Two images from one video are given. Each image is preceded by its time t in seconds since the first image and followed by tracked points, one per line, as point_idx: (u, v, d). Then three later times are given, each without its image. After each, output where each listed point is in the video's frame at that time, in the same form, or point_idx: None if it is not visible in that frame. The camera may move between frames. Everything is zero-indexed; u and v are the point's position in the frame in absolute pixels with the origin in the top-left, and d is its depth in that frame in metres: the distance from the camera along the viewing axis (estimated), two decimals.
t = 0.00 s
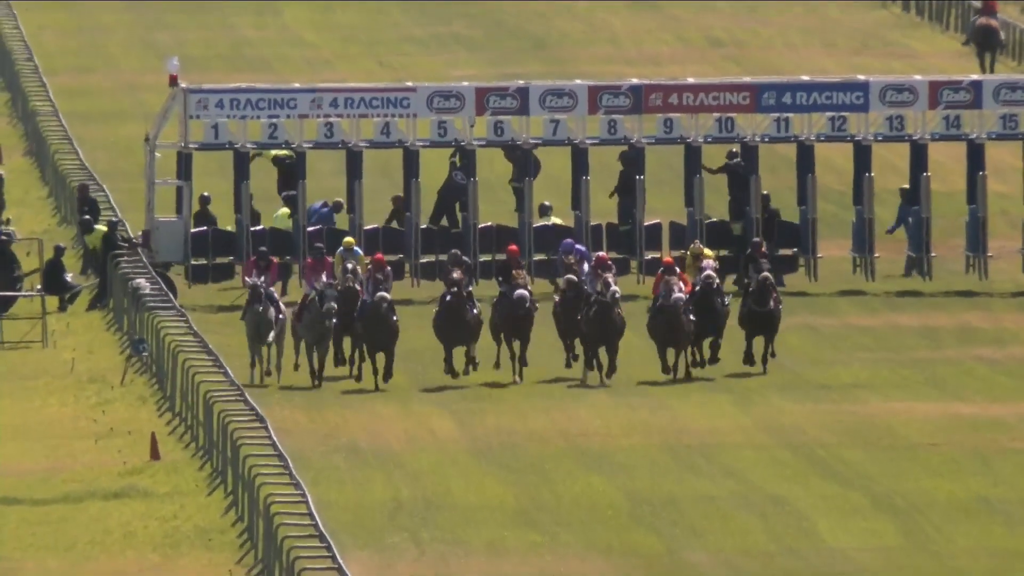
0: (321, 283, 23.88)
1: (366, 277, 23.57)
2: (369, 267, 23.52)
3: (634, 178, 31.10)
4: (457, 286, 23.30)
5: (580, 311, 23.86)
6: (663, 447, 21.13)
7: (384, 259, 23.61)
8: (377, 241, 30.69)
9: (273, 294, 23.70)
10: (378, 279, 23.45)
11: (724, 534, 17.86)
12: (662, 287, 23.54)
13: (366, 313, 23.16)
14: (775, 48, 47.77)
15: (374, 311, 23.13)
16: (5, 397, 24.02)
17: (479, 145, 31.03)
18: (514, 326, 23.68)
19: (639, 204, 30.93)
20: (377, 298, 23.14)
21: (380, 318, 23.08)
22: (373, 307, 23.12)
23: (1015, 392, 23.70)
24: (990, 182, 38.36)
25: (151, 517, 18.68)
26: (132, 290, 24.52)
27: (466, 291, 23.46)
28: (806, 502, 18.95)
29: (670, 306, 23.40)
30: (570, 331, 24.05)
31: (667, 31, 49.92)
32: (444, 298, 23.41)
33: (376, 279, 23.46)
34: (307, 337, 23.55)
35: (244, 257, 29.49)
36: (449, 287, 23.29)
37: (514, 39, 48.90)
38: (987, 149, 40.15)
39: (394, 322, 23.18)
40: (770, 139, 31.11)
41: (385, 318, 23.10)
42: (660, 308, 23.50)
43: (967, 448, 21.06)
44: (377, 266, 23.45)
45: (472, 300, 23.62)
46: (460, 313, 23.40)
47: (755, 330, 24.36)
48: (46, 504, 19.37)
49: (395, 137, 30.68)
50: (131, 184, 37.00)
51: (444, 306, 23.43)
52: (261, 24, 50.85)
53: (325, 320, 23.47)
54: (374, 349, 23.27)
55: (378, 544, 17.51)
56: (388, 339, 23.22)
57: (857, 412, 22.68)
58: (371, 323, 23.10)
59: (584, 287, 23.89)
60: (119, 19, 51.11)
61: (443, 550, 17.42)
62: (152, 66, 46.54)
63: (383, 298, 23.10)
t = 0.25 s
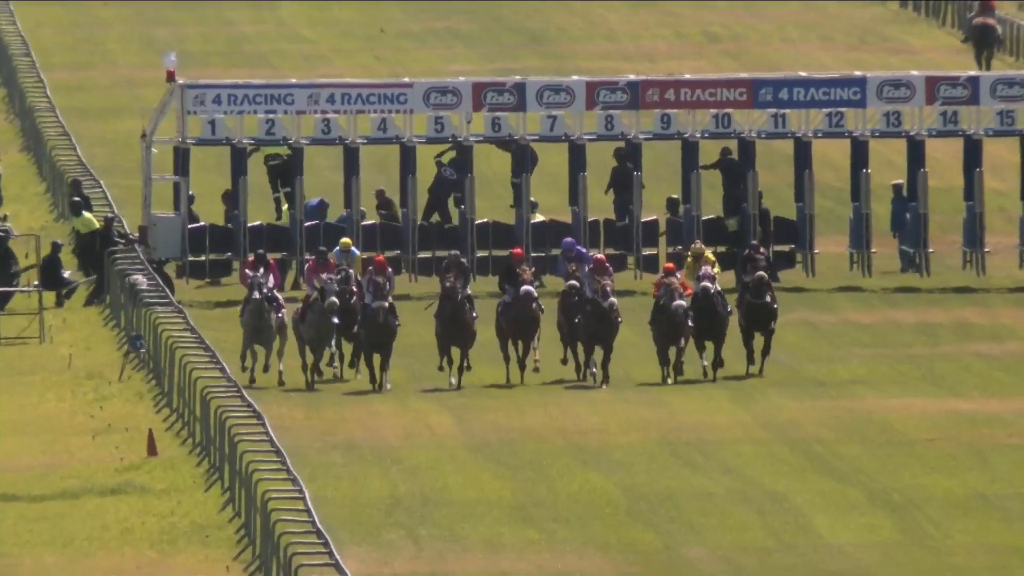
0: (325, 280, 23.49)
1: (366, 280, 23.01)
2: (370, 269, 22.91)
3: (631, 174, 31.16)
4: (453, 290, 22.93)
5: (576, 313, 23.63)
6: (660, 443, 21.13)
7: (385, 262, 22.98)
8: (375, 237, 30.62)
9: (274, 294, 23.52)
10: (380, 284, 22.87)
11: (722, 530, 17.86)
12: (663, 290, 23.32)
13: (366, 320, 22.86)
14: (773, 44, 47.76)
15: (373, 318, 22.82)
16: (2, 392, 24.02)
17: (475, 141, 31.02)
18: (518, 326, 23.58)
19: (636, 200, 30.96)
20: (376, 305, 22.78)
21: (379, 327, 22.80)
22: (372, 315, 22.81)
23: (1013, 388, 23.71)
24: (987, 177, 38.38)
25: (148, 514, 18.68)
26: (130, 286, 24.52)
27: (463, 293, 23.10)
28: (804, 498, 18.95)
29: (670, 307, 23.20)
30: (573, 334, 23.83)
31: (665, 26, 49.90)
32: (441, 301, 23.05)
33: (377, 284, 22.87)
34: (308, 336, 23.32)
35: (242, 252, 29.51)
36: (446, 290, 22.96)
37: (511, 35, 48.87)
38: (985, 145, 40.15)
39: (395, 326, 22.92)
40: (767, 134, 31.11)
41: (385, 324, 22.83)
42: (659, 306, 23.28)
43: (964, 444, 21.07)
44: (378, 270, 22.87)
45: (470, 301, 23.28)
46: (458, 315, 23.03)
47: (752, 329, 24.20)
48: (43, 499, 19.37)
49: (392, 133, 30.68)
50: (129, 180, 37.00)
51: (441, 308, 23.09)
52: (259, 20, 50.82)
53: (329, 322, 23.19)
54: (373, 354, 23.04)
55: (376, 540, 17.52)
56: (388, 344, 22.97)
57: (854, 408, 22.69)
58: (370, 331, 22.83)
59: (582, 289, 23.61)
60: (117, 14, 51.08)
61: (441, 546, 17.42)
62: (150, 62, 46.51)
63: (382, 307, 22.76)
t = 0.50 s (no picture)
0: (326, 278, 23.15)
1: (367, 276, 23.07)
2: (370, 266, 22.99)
3: (627, 170, 31.21)
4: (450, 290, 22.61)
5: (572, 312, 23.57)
6: (656, 439, 21.13)
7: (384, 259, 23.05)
8: (370, 233, 30.63)
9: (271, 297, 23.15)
10: (379, 277, 22.92)
11: (717, 527, 17.86)
12: (659, 284, 23.38)
13: (365, 313, 22.89)
14: (769, 40, 47.77)
15: (374, 310, 22.86)
16: None
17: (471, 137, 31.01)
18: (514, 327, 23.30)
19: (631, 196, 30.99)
20: (376, 297, 22.86)
21: (379, 318, 22.83)
22: (372, 307, 22.87)
23: (1008, 384, 23.73)
24: (982, 173, 38.41)
25: (144, 509, 18.69)
26: (126, 282, 24.51)
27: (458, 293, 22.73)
28: (800, 495, 18.96)
29: (667, 302, 23.19)
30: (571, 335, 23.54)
31: (661, 23, 49.91)
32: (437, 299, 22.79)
33: (376, 277, 22.96)
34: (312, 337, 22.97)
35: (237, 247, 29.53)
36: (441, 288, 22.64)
37: (508, 31, 48.87)
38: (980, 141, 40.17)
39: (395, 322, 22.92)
40: (762, 131, 31.08)
41: (385, 318, 22.84)
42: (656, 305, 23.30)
43: (960, 440, 21.08)
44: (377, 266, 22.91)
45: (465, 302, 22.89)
46: (452, 316, 22.71)
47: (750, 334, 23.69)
48: (39, 496, 19.37)
49: (388, 129, 30.68)
50: (124, 176, 36.99)
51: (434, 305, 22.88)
52: (256, 16, 50.80)
53: (331, 321, 22.90)
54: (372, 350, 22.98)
55: (371, 536, 17.53)
56: (388, 340, 22.94)
57: (850, 404, 22.70)
58: (369, 324, 22.84)
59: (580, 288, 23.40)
60: (112, 11, 51.06)
61: (437, 542, 17.43)
62: (146, 58, 46.49)
63: (383, 297, 22.84)
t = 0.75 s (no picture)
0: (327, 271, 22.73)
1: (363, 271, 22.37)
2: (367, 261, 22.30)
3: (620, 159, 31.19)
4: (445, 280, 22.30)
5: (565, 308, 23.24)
6: (649, 429, 21.14)
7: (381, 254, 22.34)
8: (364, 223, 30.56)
9: (268, 290, 23.06)
10: (376, 274, 22.25)
11: (711, 517, 17.87)
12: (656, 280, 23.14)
13: (361, 313, 22.30)
14: (763, 30, 47.76)
15: (369, 310, 22.26)
16: None
17: (464, 127, 31.00)
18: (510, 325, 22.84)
19: (624, 184, 30.96)
20: (371, 297, 22.24)
21: (376, 319, 22.26)
22: (368, 307, 22.26)
23: (1001, 373, 23.74)
24: (976, 163, 38.42)
25: (138, 499, 18.69)
26: (119, 272, 24.49)
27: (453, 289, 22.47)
28: (794, 484, 18.98)
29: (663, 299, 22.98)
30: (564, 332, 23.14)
31: (655, 13, 49.88)
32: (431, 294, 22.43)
33: (372, 275, 22.27)
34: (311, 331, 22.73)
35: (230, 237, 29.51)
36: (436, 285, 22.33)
37: (502, 21, 48.84)
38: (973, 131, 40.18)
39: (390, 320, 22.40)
40: (755, 120, 31.10)
41: (381, 318, 22.28)
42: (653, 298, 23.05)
43: (953, 430, 21.10)
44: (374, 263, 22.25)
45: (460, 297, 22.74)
46: (447, 311, 22.41)
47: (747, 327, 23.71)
48: (33, 485, 19.36)
49: (381, 118, 30.67)
50: (118, 166, 36.96)
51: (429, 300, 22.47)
52: (249, 6, 50.75)
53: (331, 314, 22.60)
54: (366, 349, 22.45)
55: (365, 526, 17.54)
56: (381, 340, 22.38)
57: (843, 394, 22.72)
58: (365, 324, 22.28)
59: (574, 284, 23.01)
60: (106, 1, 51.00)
61: (430, 531, 17.44)
62: (139, 49, 46.45)
63: (378, 298, 22.23)
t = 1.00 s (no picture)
0: (324, 266, 22.54)
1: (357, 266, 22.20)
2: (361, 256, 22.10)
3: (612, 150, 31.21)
4: (435, 279, 22.00)
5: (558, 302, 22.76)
6: (642, 419, 21.14)
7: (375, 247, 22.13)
8: (356, 213, 30.57)
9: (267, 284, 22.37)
10: (370, 267, 22.06)
11: (703, 507, 17.87)
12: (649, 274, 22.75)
13: (356, 304, 21.98)
14: (755, 20, 47.72)
15: (364, 301, 21.93)
16: None
17: (455, 117, 31.02)
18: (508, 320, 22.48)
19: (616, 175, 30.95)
20: (366, 288, 21.92)
21: (371, 313, 21.94)
22: (363, 298, 21.93)
23: (993, 363, 23.76)
24: (967, 153, 38.42)
25: (130, 489, 18.65)
26: (110, 262, 24.45)
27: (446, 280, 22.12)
28: (786, 474, 18.98)
29: (658, 292, 22.55)
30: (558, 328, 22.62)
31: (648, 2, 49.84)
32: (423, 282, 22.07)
33: (367, 268, 22.07)
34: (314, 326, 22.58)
35: (222, 228, 29.49)
36: (428, 276, 21.99)
37: (494, 11, 48.78)
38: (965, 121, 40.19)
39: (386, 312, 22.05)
40: (747, 110, 31.06)
41: (376, 309, 21.95)
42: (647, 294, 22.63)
43: (945, 419, 21.11)
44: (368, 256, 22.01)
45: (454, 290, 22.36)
46: (441, 303, 22.10)
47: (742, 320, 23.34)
48: (25, 476, 19.34)
49: (373, 108, 30.66)
50: (110, 156, 36.91)
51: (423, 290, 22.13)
52: None
53: (332, 309, 22.43)
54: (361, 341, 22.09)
55: (357, 515, 17.51)
56: (376, 331, 22.05)
57: (835, 384, 22.72)
58: (359, 316, 21.96)
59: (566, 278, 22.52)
60: None
61: (422, 521, 17.42)
62: (131, 39, 46.37)
63: (373, 288, 21.85)
